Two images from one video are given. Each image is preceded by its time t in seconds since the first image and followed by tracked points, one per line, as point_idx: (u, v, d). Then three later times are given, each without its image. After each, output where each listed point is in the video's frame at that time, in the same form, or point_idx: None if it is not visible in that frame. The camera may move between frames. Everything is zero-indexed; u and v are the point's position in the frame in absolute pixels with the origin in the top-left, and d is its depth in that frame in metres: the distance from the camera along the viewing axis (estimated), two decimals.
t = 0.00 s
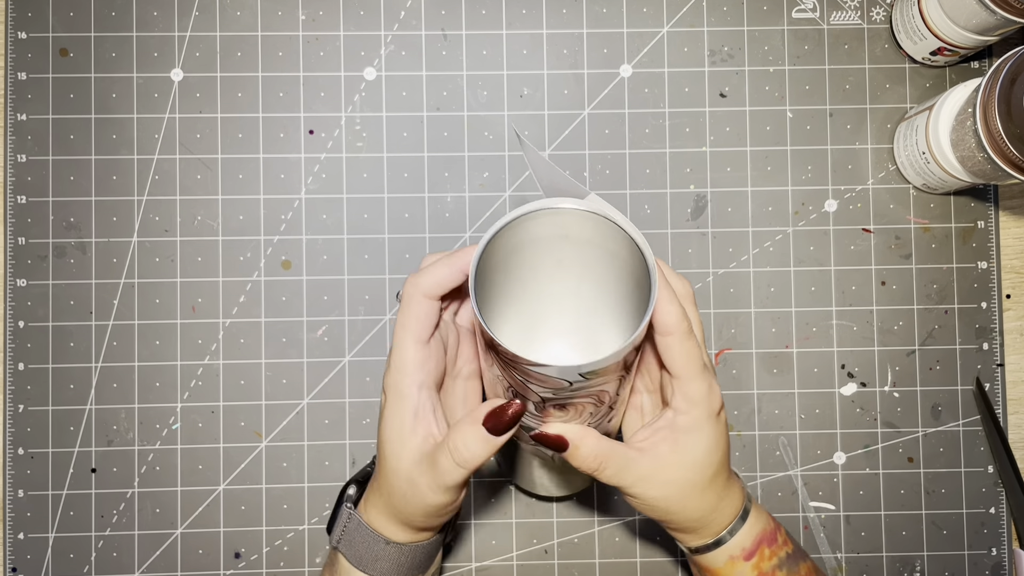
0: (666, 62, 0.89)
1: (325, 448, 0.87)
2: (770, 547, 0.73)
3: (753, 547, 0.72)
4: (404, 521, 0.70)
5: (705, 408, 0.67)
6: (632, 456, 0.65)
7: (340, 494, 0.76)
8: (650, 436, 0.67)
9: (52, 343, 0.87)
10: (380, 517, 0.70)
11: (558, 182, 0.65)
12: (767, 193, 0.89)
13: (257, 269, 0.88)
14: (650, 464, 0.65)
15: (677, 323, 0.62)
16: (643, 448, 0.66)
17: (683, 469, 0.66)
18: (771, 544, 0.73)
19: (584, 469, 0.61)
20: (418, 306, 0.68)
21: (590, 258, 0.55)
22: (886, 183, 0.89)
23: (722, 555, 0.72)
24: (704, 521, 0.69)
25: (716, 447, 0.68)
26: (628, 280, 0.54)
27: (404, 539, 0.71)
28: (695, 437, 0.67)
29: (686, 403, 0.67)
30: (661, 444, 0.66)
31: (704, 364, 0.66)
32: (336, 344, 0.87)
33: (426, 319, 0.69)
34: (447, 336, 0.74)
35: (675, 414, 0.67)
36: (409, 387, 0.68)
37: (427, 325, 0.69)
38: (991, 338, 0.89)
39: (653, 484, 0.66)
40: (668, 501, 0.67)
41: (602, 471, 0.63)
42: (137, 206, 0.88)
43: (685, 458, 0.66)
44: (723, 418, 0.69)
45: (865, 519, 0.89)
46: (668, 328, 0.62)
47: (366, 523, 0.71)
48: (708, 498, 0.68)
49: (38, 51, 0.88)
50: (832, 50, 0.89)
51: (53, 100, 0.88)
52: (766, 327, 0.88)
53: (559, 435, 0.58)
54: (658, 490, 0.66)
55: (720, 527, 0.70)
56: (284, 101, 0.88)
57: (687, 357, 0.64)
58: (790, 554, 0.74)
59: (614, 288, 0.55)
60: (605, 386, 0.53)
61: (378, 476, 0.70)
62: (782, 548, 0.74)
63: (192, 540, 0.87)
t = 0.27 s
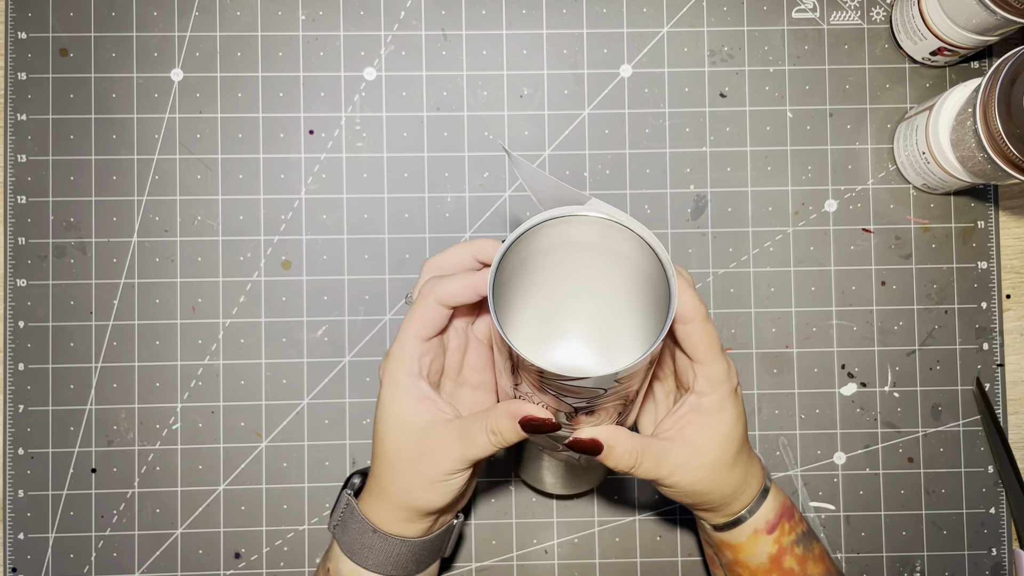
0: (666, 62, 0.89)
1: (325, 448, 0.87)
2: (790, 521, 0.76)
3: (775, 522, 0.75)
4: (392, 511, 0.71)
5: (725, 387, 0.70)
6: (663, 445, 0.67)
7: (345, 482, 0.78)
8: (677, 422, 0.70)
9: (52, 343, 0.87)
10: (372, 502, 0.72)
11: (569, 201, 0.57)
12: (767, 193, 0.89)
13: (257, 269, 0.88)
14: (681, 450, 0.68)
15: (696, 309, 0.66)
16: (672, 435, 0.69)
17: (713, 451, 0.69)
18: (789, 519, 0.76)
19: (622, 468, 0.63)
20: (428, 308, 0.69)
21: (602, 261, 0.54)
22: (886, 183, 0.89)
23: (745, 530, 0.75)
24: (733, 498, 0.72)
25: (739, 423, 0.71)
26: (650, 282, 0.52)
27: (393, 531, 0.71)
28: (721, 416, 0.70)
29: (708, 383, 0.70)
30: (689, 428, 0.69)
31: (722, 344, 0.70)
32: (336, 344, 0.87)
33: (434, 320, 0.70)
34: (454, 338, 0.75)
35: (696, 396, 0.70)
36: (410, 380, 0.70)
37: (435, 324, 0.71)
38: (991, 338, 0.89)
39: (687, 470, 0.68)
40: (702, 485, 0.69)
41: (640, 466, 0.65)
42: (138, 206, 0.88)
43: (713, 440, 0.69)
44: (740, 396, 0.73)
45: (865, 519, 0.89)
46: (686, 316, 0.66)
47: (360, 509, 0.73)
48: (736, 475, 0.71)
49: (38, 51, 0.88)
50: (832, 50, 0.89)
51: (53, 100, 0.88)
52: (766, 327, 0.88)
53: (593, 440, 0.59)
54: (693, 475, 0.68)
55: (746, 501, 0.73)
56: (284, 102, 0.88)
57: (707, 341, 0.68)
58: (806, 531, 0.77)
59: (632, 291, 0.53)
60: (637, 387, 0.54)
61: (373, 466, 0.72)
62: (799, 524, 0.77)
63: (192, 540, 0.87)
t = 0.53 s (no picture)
0: (666, 62, 0.89)
1: (325, 448, 0.87)
2: (791, 512, 0.77)
3: (778, 512, 0.76)
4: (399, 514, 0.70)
5: (730, 371, 0.71)
6: (668, 433, 0.66)
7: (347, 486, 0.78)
8: (681, 410, 0.69)
9: (52, 343, 0.87)
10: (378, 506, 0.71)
11: (570, 191, 0.58)
12: (767, 193, 0.89)
13: (257, 269, 0.88)
14: (686, 438, 0.67)
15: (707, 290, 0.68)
16: (676, 423, 0.68)
17: (717, 437, 0.69)
18: (791, 510, 0.77)
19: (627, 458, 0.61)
20: (439, 302, 0.68)
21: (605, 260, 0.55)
22: (886, 183, 0.89)
23: (747, 520, 0.75)
24: (735, 487, 0.72)
25: (742, 411, 0.71)
26: (651, 259, 0.54)
27: (398, 534, 0.71)
28: (725, 402, 0.70)
29: (713, 367, 0.70)
30: (693, 414, 0.69)
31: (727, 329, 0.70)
32: (336, 344, 0.87)
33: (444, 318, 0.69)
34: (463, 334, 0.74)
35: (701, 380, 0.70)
36: (422, 380, 0.69)
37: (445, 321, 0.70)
38: (991, 338, 0.89)
39: (691, 458, 0.68)
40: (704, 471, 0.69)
41: (645, 454, 0.63)
42: (138, 206, 0.88)
43: (717, 425, 0.69)
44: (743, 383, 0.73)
45: (865, 519, 0.89)
46: (698, 294, 0.68)
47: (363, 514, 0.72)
48: (739, 462, 0.71)
49: (38, 51, 0.88)
50: (832, 50, 0.89)
51: (53, 100, 0.88)
52: (766, 328, 0.88)
53: (597, 429, 0.57)
54: (697, 462, 0.68)
55: (748, 492, 0.74)
56: (284, 101, 0.88)
57: (715, 326, 0.69)
58: (808, 522, 0.77)
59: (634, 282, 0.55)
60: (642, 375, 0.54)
61: (381, 467, 0.71)
62: (800, 516, 0.77)
63: (192, 540, 0.87)
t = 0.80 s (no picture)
0: (666, 63, 0.89)
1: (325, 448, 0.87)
2: (741, 475, 0.69)
3: (723, 473, 0.69)
4: (371, 385, 0.73)
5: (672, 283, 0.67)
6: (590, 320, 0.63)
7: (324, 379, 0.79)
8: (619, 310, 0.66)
9: (52, 343, 0.87)
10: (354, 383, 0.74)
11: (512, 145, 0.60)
12: (767, 193, 0.89)
13: (258, 269, 0.88)
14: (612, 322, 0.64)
15: (655, 186, 0.68)
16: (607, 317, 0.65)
17: (643, 327, 0.64)
18: (742, 472, 0.70)
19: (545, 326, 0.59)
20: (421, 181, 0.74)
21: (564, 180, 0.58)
22: (886, 183, 0.89)
23: (688, 474, 0.68)
24: (656, 412, 0.65)
25: (683, 318, 0.66)
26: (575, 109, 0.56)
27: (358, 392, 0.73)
28: (667, 310, 0.65)
29: (655, 275, 0.66)
30: (626, 311, 0.65)
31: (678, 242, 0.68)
32: (336, 345, 0.87)
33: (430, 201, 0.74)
34: (446, 228, 0.77)
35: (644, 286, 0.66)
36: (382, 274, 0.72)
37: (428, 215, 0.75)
38: (991, 339, 0.89)
39: (619, 358, 0.63)
40: (636, 379, 0.64)
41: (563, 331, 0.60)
42: (138, 207, 0.88)
43: (649, 320, 0.64)
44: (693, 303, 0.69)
45: (865, 519, 0.89)
46: (646, 190, 0.69)
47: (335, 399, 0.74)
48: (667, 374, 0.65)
49: (38, 52, 0.88)
50: (831, 50, 0.89)
51: (53, 100, 0.88)
52: (766, 328, 0.89)
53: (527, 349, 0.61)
54: (626, 367, 0.63)
55: (684, 416, 0.66)
56: (284, 102, 0.88)
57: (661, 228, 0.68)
58: (763, 486, 0.71)
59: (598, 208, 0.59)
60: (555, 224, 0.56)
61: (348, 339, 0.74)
62: (753, 478, 0.70)
63: (192, 540, 0.87)
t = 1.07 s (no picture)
0: (666, 63, 0.89)
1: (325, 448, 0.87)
2: (708, 477, 0.69)
3: (689, 476, 0.68)
4: (362, 381, 0.75)
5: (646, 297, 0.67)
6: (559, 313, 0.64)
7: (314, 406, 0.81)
8: (592, 312, 0.66)
9: (52, 343, 0.88)
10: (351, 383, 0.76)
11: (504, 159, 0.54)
12: (767, 193, 0.89)
13: (258, 269, 0.88)
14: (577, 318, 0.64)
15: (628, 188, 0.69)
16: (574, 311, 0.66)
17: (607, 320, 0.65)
18: (710, 473, 0.69)
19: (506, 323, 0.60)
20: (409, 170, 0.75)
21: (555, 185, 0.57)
22: (886, 183, 0.89)
23: (652, 478, 0.68)
24: (612, 420, 0.66)
25: (651, 321, 0.67)
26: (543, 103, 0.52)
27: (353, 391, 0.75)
28: (637, 313, 0.66)
29: (629, 281, 0.66)
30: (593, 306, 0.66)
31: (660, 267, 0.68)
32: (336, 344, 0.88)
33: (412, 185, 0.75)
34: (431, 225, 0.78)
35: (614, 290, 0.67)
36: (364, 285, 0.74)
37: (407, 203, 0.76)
38: (991, 338, 0.89)
39: (584, 363, 0.64)
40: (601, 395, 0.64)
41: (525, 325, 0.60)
42: (138, 207, 0.88)
43: (619, 321, 0.65)
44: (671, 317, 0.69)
45: (865, 519, 0.89)
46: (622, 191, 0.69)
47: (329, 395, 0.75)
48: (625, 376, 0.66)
49: (38, 52, 0.88)
50: (831, 51, 0.89)
51: (53, 101, 0.88)
52: (766, 328, 0.89)
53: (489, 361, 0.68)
54: (592, 377, 0.64)
55: (650, 423, 0.67)
56: (284, 102, 0.88)
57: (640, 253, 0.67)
58: (734, 487, 0.70)
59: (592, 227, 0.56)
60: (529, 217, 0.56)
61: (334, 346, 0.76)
62: (724, 479, 0.70)
63: (192, 540, 0.87)
